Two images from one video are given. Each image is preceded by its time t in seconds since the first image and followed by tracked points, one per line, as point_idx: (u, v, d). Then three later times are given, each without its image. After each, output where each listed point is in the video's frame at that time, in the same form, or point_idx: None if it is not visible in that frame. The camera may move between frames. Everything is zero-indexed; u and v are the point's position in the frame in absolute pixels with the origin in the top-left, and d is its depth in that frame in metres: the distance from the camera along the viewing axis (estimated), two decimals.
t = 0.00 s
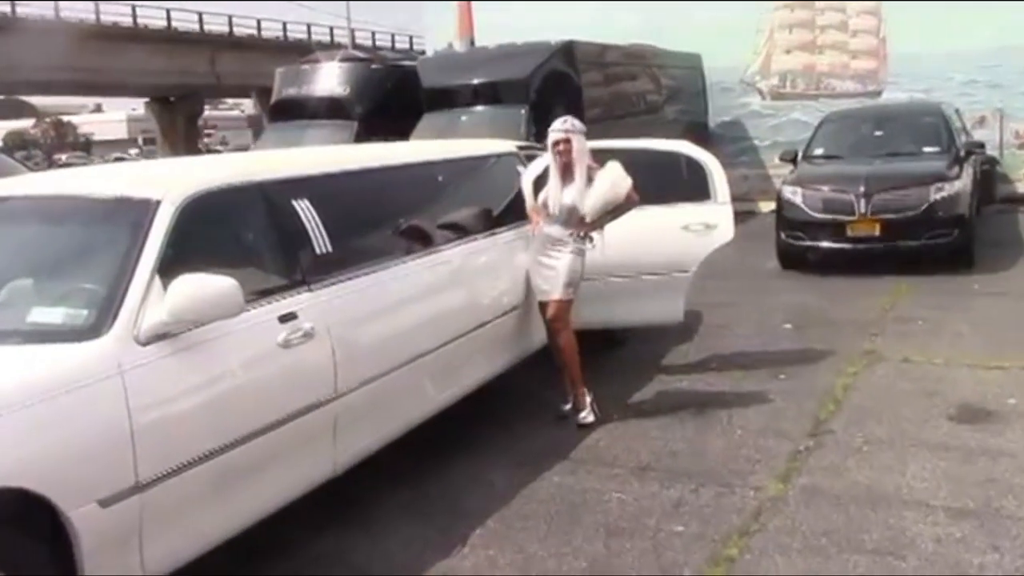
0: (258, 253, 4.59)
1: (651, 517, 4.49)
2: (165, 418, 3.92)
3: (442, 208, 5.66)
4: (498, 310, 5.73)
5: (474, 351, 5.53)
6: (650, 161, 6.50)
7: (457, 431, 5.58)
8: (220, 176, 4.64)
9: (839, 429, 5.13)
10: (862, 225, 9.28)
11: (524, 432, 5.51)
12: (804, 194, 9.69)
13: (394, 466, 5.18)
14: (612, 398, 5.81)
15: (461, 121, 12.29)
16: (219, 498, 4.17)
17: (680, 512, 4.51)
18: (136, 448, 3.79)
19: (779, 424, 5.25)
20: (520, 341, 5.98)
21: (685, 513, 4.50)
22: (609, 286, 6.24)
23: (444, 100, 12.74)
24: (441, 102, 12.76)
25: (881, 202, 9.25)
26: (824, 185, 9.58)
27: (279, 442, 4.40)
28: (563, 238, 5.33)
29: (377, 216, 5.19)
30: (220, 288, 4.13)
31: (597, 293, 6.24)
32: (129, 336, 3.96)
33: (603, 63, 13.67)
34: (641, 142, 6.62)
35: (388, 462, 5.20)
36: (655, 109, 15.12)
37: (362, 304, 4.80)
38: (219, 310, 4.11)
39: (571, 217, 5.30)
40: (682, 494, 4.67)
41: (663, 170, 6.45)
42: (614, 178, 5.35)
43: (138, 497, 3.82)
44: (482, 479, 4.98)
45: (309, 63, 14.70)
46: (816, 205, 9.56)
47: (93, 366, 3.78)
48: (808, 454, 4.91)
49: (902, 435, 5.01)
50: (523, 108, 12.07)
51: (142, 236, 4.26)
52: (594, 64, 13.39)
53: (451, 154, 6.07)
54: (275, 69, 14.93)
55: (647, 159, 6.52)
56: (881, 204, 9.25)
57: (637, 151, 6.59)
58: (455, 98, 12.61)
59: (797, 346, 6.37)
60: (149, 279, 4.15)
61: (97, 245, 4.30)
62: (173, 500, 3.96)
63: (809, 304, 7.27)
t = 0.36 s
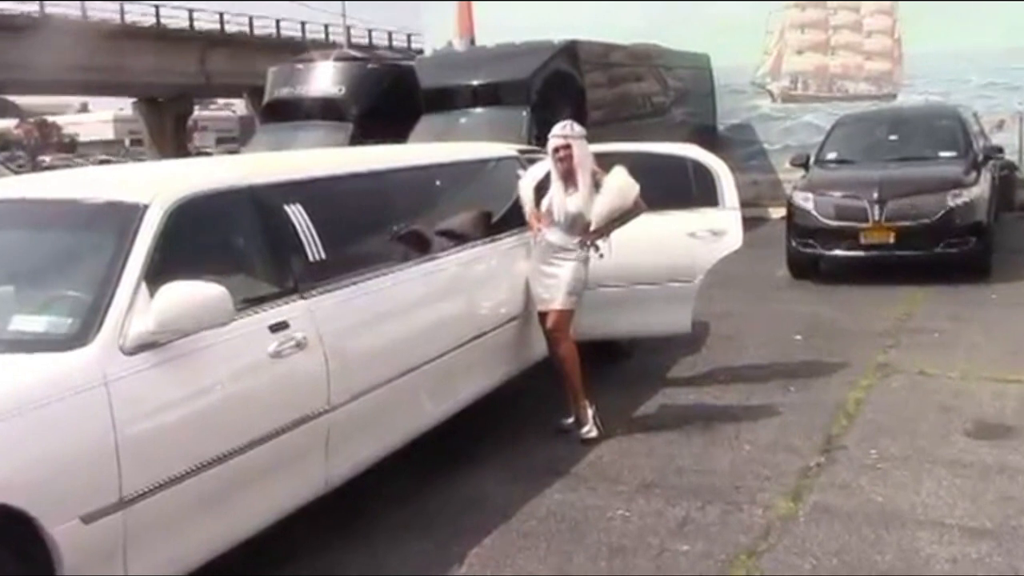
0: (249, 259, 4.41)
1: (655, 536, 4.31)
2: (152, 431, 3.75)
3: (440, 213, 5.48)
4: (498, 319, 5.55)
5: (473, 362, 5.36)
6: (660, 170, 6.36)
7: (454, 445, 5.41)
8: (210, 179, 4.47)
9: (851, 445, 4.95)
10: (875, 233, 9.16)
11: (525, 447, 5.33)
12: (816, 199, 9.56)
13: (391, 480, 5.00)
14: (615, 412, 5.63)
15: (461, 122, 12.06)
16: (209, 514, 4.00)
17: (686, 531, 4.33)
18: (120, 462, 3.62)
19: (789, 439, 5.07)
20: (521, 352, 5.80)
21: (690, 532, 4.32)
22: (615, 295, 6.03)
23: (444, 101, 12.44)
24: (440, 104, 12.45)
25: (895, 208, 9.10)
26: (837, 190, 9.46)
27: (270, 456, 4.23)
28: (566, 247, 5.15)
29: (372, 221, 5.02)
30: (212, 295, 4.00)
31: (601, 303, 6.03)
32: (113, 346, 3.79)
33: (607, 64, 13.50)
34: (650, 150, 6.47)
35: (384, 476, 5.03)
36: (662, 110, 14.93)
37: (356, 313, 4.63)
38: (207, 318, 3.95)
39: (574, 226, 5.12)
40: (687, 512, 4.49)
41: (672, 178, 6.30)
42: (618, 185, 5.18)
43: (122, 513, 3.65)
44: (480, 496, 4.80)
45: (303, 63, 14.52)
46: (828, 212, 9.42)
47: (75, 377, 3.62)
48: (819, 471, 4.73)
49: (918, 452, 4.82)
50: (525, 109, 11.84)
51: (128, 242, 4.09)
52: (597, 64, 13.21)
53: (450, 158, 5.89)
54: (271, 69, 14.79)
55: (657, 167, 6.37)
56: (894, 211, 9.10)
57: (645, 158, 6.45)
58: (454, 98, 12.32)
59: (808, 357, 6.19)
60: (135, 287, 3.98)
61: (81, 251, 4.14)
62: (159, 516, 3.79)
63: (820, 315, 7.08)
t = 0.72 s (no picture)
0: (230, 266, 4.10)
1: (667, 565, 3.97)
2: (125, 451, 3.44)
3: (439, 216, 5.16)
4: (501, 329, 5.21)
5: (473, 376, 5.02)
6: (675, 170, 6.01)
7: (454, 463, 5.07)
8: (189, 179, 4.16)
9: (878, 468, 4.60)
10: (903, 240, 9.10)
11: (528, 469, 5.00)
12: (840, 203, 9.59)
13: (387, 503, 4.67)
14: (625, 433, 5.30)
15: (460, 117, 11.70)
16: (189, 540, 3.68)
17: (700, 560, 3.99)
18: (89, 484, 3.33)
19: (811, 461, 4.73)
20: (525, 365, 5.46)
21: (705, 561, 3.98)
22: (626, 305, 5.71)
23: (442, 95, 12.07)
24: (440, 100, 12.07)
25: (925, 211, 9.10)
26: (864, 194, 9.46)
27: (254, 477, 3.91)
28: (573, 253, 4.82)
29: (361, 226, 4.68)
30: (197, 296, 3.81)
31: (611, 312, 5.70)
32: (81, 360, 3.49)
33: (615, 56, 13.11)
34: (664, 149, 6.13)
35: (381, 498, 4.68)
36: (676, 106, 14.53)
37: (344, 324, 4.32)
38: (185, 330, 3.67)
39: (583, 230, 4.79)
40: (702, 539, 4.15)
41: (687, 179, 5.94)
42: (629, 185, 4.86)
43: (92, 540, 3.36)
44: (477, 523, 4.47)
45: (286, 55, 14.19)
46: (856, 216, 9.42)
47: (39, 394, 3.34)
48: (843, 495, 4.40)
49: (950, 474, 4.49)
50: (529, 104, 11.49)
51: (100, 247, 3.80)
52: (605, 54, 12.84)
53: (447, 157, 5.54)
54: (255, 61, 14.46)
55: (671, 167, 6.02)
56: (926, 215, 9.08)
57: (659, 158, 6.09)
58: (452, 93, 11.96)
59: (832, 373, 5.86)
60: (107, 295, 3.69)
61: (52, 257, 3.84)
62: (134, 542, 3.48)
63: (843, 327, 6.72)
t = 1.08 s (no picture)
0: (189, 276, 3.60)
1: None
2: (63, 488, 2.98)
3: (432, 217, 4.61)
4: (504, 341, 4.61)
5: (473, 395, 4.41)
6: (688, 165, 5.47)
7: (452, 489, 4.45)
8: (143, 178, 3.68)
9: (931, 508, 4.02)
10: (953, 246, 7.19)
11: (531, 501, 4.44)
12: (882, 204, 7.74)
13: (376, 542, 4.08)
14: (639, 466, 4.74)
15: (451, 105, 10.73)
16: None
17: None
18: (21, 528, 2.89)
19: (852, 498, 4.14)
20: (532, 384, 4.87)
21: None
22: (639, 317, 5.13)
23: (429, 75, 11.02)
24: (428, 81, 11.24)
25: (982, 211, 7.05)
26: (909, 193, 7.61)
27: (220, 516, 3.37)
28: (582, 260, 4.30)
29: (338, 230, 4.14)
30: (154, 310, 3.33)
31: (623, 327, 5.12)
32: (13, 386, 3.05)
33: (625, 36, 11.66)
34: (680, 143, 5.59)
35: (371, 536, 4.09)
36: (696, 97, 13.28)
37: (320, 339, 3.79)
38: (140, 351, 3.21)
39: (593, 233, 4.28)
40: None
41: (703, 174, 5.41)
42: (642, 180, 4.37)
43: None
44: (473, 563, 3.87)
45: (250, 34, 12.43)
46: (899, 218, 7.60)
47: None
48: (889, 536, 3.82)
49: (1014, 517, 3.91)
50: (529, 91, 10.44)
51: (39, 253, 3.34)
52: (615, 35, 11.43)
53: (435, 153, 4.97)
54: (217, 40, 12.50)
55: (683, 162, 5.48)
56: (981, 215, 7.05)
57: (672, 150, 5.56)
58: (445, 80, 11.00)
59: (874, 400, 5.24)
60: (48, 308, 3.24)
61: None
62: None
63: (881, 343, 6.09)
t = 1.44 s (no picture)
0: (138, 287, 3.11)
1: None
2: None
3: (430, 217, 3.98)
4: (509, 363, 3.94)
5: (470, 428, 3.80)
6: (714, 158, 4.37)
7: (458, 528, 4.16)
8: (89, 172, 3.17)
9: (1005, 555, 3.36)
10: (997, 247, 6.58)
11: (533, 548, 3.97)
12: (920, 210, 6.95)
13: None
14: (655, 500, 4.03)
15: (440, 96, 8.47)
16: None
17: None
18: None
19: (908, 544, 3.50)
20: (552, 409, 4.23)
21: None
22: (662, 340, 4.04)
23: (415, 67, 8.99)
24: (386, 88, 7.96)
25: None
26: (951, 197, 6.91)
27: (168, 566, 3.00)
28: (589, 273, 3.70)
29: (311, 238, 3.56)
30: (99, 329, 2.83)
31: (639, 349, 4.04)
32: None
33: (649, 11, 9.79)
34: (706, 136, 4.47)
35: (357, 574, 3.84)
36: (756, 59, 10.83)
37: (291, 363, 3.26)
38: (80, 378, 2.73)
39: (603, 242, 3.69)
40: None
41: (733, 168, 4.31)
42: (655, 178, 3.71)
43: None
44: None
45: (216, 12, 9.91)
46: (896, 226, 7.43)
47: None
48: None
49: None
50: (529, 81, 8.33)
51: None
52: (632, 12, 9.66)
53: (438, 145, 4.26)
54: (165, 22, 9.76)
55: (711, 153, 4.38)
56: None
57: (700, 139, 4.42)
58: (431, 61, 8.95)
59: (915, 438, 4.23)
60: None
61: None
62: None
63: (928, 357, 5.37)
